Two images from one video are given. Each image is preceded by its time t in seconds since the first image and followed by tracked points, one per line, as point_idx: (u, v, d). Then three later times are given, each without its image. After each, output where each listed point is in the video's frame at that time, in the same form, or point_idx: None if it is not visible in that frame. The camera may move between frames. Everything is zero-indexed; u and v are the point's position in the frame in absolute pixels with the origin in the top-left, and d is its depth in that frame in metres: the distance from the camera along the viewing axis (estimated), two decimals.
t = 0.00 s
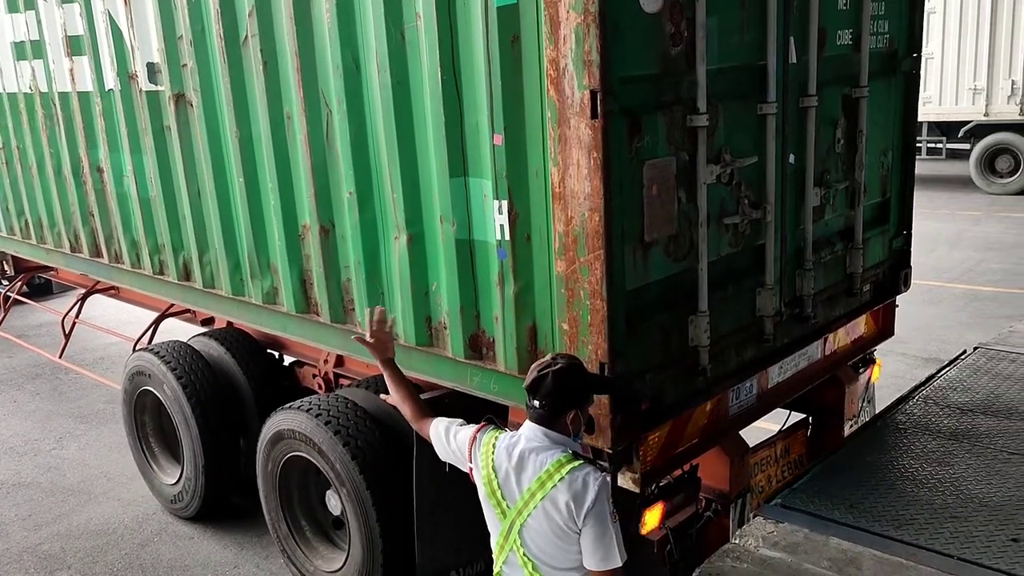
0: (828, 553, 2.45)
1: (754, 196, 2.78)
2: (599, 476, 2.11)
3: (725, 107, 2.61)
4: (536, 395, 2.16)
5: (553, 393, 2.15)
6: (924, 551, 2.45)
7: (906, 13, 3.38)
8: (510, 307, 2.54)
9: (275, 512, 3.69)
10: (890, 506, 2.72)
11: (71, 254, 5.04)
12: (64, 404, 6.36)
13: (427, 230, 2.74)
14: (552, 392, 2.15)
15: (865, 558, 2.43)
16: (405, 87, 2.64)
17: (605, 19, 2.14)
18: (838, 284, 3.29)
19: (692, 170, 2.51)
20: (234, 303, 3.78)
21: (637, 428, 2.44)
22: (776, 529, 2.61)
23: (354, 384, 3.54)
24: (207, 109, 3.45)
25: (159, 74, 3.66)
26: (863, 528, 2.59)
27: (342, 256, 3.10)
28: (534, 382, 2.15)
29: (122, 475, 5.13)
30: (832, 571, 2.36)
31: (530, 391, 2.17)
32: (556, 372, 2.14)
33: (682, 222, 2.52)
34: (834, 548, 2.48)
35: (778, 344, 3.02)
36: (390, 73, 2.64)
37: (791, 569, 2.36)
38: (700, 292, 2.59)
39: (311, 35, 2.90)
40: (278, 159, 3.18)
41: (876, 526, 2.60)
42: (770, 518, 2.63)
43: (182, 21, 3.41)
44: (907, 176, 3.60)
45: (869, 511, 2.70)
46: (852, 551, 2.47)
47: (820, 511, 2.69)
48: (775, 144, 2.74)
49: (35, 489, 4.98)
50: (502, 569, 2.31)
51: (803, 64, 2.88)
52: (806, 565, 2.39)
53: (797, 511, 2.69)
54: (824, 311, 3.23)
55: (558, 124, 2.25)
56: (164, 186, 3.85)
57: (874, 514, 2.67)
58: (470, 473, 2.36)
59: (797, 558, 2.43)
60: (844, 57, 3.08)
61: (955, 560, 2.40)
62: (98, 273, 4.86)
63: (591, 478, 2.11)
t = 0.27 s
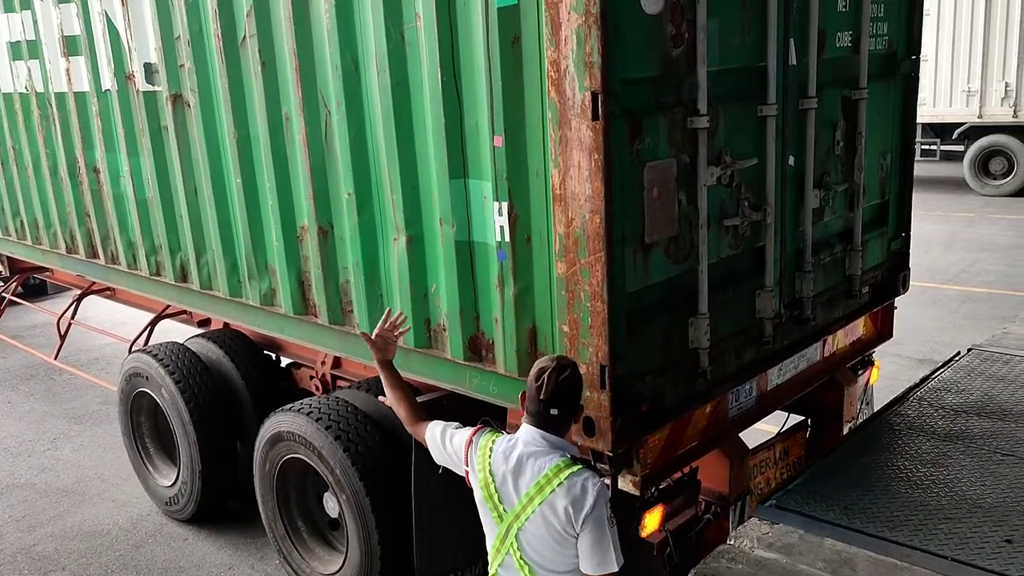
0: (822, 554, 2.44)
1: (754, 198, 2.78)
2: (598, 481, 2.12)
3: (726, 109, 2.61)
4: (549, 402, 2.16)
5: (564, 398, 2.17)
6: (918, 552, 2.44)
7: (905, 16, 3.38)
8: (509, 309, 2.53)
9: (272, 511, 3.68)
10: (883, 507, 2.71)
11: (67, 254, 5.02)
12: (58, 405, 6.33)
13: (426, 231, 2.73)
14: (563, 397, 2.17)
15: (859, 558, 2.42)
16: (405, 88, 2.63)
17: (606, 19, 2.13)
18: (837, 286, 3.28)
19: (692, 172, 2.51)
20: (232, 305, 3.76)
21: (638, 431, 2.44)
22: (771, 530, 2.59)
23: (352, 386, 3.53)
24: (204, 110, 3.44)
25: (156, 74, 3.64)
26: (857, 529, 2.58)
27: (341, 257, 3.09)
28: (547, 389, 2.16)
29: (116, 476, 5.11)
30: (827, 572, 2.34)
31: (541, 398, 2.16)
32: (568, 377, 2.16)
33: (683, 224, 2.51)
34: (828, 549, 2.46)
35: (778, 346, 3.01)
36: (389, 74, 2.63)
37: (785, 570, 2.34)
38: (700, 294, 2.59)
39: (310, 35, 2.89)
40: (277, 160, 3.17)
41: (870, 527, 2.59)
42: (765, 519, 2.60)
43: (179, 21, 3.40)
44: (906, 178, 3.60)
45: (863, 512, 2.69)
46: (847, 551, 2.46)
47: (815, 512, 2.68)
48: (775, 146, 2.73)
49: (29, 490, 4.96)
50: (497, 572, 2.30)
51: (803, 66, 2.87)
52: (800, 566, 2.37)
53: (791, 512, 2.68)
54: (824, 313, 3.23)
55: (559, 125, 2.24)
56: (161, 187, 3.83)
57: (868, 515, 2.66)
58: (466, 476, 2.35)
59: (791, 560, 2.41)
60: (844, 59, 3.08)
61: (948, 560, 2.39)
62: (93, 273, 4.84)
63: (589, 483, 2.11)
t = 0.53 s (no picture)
0: (820, 554, 2.42)
1: (756, 198, 2.77)
2: (601, 482, 2.11)
3: (728, 110, 2.60)
4: (551, 404, 2.15)
5: (566, 399, 2.16)
6: (915, 552, 2.43)
7: (907, 16, 3.37)
8: (511, 310, 2.52)
9: (270, 510, 3.66)
10: (880, 507, 2.70)
11: (65, 254, 5.00)
12: (54, 405, 6.31)
13: (427, 231, 2.72)
14: (565, 397, 2.15)
15: (857, 558, 2.41)
16: (406, 88, 2.62)
17: (609, 19, 2.12)
18: (839, 287, 3.28)
19: (695, 173, 2.50)
20: (230, 305, 3.74)
21: (640, 432, 2.42)
22: (768, 530, 2.57)
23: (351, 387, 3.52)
24: (204, 110, 3.42)
25: (155, 74, 3.62)
26: (854, 529, 2.57)
27: (341, 258, 3.07)
28: (550, 392, 2.13)
29: (113, 476, 5.09)
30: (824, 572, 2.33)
31: (544, 401, 2.14)
32: (569, 377, 2.15)
33: (685, 225, 2.51)
34: (826, 549, 2.45)
35: (779, 347, 3.00)
36: (391, 74, 2.62)
37: (783, 570, 2.33)
38: (703, 295, 2.58)
39: (310, 34, 2.87)
40: (277, 161, 3.15)
41: (867, 527, 2.58)
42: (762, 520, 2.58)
43: (178, 20, 3.38)
44: (907, 179, 3.59)
45: (861, 512, 2.68)
46: (844, 552, 2.44)
47: (812, 513, 2.67)
48: (777, 147, 2.72)
49: (25, 490, 4.94)
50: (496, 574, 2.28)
51: (805, 67, 2.87)
52: (797, 566, 2.36)
53: (789, 512, 2.66)
54: (825, 313, 3.22)
55: (562, 125, 2.23)
56: (160, 186, 3.81)
57: (866, 515, 2.65)
58: (465, 479, 2.33)
59: (789, 560, 2.40)
60: (846, 60, 3.07)
61: (945, 561, 2.38)
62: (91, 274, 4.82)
63: (593, 483, 2.10)
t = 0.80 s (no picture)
0: (818, 552, 2.41)
1: (760, 198, 2.75)
2: (601, 482, 2.11)
3: (732, 109, 2.59)
4: (549, 405, 2.13)
5: (562, 399, 2.15)
6: (913, 551, 2.42)
7: (910, 16, 3.36)
8: (515, 311, 2.50)
9: (270, 508, 3.64)
10: (878, 506, 2.68)
11: (63, 254, 4.98)
12: (51, 405, 6.28)
13: (430, 231, 2.70)
14: (561, 397, 2.15)
15: (855, 557, 2.39)
16: (408, 87, 2.60)
17: (614, 18, 2.11)
18: (841, 287, 3.27)
19: (699, 172, 2.49)
20: (231, 305, 3.73)
21: (644, 434, 2.41)
22: (766, 528, 2.57)
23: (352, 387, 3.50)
24: (204, 109, 3.40)
25: (155, 73, 3.61)
26: (852, 528, 2.55)
27: (342, 258, 3.06)
28: (547, 392, 2.13)
29: (110, 475, 5.06)
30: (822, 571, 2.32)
31: (541, 402, 2.13)
32: (564, 377, 2.14)
33: (689, 225, 2.49)
34: (824, 548, 2.44)
35: (783, 347, 2.99)
36: (393, 72, 2.60)
37: (781, 569, 2.32)
38: (706, 295, 2.57)
39: (311, 33, 2.86)
40: (278, 160, 3.14)
41: (865, 526, 2.56)
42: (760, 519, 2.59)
43: (179, 18, 3.36)
44: (909, 178, 3.58)
45: (859, 511, 2.66)
46: (842, 550, 2.43)
47: (810, 512, 2.65)
48: (781, 146, 2.71)
49: (22, 489, 4.92)
50: None
51: (809, 66, 2.85)
52: (795, 566, 2.35)
53: (787, 512, 2.65)
54: (829, 314, 3.21)
55: (566, 125, 2.22)
56: (160, 186, 3.79)
57: (864, 514, 2.64)
58: (462, 483, 2.30)
59: (787, 559, 2.39)
60: (849, 59, 3.06)
61: (942, 560, 2.36)
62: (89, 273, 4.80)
63: (593, 483, 2.10)
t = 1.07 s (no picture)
0: (816, 552, 2.40)
1: (765, 198, 2.74)
2: (600, 486, 2.08)
3: (738, 109, 2.57)
4: (542, 405, 2.11)
5: (556, 400, 2.12)
6: (911, 550, 2.40)
7: (914, 15, 3.35)
8: (520, 312, 2.49)
9: (270, 505, 3.61)
10: (877, 505, 2.67)
11: (63, 254, 4.96)
12: (48, 405, 6.26)
13: (433, 231, 2.69)
14: (554, 399, 2.12)
15: (853, 557, 2.38)
16: (412, 86, 2.59)
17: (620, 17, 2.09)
18: (846, 287, 3.25)
19: (705, 172, 2.48)
20: (231, 306, 3.71)
21: (649, 435, 2.40)
22: (764, 528, 2.55)
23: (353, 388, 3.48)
24: (205, 108, 3.38)
25: (155, 72, 3.59)
26: (851, 527, 2.54)
27: (345, 258, 3.04)
28: (538, 392, 2.10)
29: (107, 475, 5.04)
30: (820, 571, 2.31)
31: (533, 403, 2.11)
32: (557, 377, 2.12)
33: (695, 225, 2.48)
34: (822, 547, 2.42)
35: (788, 348, 2.98)
36: (397, 72, 2.59)
37: (780, 569, 2.31)
38: (712, 295, 2.55)
39: (313, 32, 2.84)
40: (280, 160, 3.12)
41: (864, 525, 2.55)
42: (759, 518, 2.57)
43: (180, 17, 3.35)
44: (913, 178, 3.57)
45: (858, 509, 2.64)
46: (840, 550, 2.41)
47: (809, 511, 2.63)
48: (786, 145, 2.69)
49: (20, 489, 4.90)
50: None
51: (813, 65, 2.84)
52: (794, 565, 2.34)
53: (786, 511, 2.63)
54: (833, 314, 3.20)
55: (572, 124, 2.20)
56: (160, 186, 3.77)
57: (863, 512, 2.62)
58: (460, 484, 2.28)
59: (786, 558, 2.38)
60: (853, 58, 3.05)
61: (942, 559, 2.35)
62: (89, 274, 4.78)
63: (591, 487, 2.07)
